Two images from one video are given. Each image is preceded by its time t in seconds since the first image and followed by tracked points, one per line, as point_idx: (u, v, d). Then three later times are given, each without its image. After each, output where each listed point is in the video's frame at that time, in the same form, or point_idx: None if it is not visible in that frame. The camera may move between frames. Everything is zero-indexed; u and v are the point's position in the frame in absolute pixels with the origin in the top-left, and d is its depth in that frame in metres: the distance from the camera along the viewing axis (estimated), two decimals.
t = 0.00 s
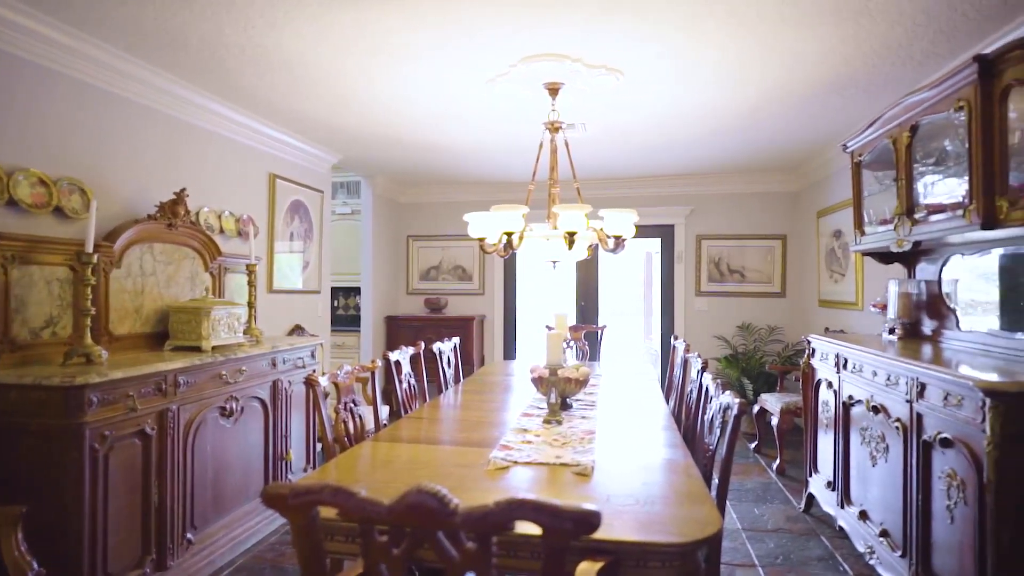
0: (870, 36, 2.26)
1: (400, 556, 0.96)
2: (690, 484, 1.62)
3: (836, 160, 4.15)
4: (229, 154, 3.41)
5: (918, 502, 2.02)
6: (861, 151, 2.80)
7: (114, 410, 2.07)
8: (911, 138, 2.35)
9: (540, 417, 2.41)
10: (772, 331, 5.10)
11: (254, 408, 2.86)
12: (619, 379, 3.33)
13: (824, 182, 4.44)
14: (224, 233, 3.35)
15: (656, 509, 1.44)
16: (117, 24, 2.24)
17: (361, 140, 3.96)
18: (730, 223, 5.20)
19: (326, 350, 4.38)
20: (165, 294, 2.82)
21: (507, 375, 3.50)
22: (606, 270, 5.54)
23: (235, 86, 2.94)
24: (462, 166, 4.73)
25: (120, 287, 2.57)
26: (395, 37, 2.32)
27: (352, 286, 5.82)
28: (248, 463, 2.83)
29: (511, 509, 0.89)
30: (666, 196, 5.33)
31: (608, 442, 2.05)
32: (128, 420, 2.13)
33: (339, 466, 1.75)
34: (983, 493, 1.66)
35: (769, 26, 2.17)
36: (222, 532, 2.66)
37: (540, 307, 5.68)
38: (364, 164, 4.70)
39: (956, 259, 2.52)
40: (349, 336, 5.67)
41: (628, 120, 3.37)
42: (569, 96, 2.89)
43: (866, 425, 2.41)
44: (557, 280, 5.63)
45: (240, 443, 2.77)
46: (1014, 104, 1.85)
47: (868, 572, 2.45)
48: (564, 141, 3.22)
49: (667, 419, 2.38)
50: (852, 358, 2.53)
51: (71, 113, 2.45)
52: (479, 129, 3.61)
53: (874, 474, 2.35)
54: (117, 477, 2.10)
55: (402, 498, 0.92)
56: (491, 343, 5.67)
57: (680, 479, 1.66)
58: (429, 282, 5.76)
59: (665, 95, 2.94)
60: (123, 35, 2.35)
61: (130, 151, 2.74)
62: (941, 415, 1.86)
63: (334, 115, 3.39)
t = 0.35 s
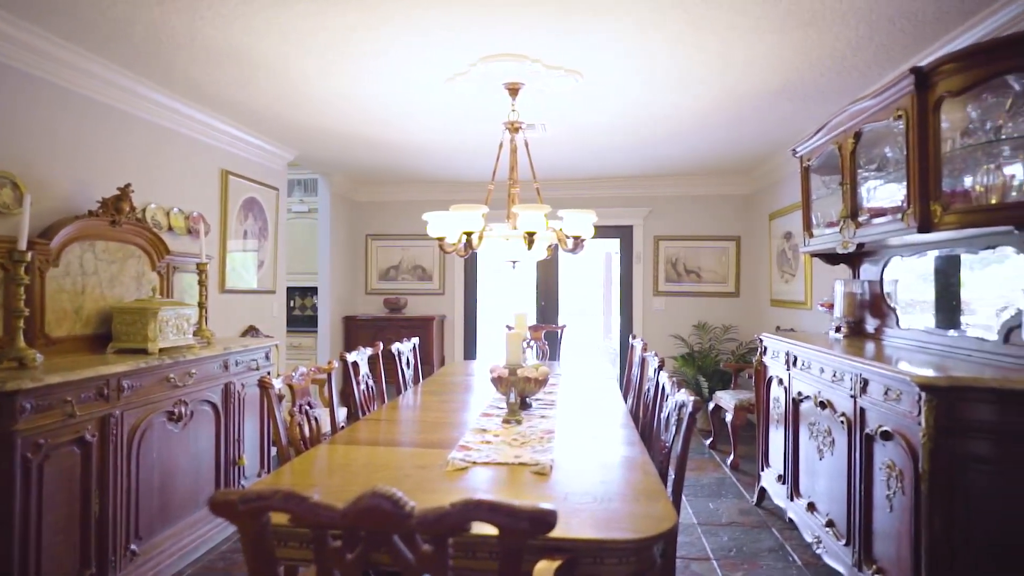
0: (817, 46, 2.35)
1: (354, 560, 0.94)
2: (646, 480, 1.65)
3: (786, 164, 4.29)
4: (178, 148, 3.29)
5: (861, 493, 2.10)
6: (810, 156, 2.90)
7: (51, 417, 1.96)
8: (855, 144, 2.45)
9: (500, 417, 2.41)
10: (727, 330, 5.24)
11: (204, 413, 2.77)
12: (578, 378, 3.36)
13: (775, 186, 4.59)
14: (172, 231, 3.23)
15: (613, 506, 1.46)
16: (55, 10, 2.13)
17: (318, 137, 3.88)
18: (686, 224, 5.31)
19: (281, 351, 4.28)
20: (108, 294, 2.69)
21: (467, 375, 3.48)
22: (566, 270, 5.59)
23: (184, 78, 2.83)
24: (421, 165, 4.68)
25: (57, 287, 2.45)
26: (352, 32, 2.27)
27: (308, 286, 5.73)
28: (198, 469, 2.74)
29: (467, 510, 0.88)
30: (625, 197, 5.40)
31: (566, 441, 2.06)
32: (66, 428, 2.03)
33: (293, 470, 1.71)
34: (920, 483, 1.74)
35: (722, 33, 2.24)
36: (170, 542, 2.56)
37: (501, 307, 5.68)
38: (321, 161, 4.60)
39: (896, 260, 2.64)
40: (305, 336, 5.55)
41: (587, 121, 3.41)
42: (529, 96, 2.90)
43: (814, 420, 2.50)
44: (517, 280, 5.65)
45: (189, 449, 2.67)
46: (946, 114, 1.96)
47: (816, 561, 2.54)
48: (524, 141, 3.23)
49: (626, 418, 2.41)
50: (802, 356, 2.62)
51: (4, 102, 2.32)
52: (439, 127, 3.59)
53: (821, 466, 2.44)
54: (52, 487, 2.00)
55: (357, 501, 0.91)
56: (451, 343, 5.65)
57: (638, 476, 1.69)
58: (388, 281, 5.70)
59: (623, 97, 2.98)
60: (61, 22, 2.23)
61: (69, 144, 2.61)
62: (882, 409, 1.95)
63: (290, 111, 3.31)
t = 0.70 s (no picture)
0: (768, 53, 2.43)
1: (306, 567, 0.92)
2: (604, 478, 1.67)
3: (739, 167, 4.42)
4: (123, 142, 3.15)
5: (809, 485, 2.18)
6: (761, 160, 2.99)
7: None
8: (804, 149, 2.54)
9: (459, 417, 2.40)
10: (683, 329, 5.35)
11: (150, 418, 2.66)
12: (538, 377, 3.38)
13: (729, 188, 4.71)
14: (116, 228, 3.09)
15: (571, 504, 1.47)
16: None
17: (272, 133, 3.78)
18: (644, 225, 5.40)
19: (233, 353, 4.15)
20: (44, 294, 2.56)
21: (427, 376, 3.45)
22: (526, 270, 5.61)
23: (129, 69, 2.71)
24: (380, 163, 4.62)
25: None
26: (307, 26, 2.22)
27: (263, 286, 5.58)
28: (143, 477, 2.63)
29: (422, 512, 0.88)
30: (584, 198, 5.46)
31: (525, 441, 2.07)
32: None
33: (245, 475, 1.66)
34: (862, 474, 1.82)
35: (678, 38, 2.28)
36: (112, 554, 2.45)
37: (461, 307, 5.66)
38: (276, 157, 4.48)
39: (842, 261, 2.75)
40: (259, 338, 5.40)
41: (546, 122, 3.43)
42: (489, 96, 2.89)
43: (765, 416, 2.58)
44: (477, 280, 5.63)
45: (134, 456, 2.56)
46: (887, 122, 2.04)
47: (767, 553, 2.62)
48: (484, 141, 3.22)
49: (585, 416, 2.44)
50: (753, 354, 2.70)
51: None
52: (398, 125, 3.54)
53: (772, 461, 2.52)
54: None
55: (308, 506, 0.89)
56: (410, 344, 5.59)
57: (595, 474, 1.71)
58: (346, 281, 5.60)
59: (582, 98, 3.01)
60: None
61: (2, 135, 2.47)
62: (828, 404, 2.02)
63: (243, 105, 3.21)
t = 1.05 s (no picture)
0: (721, 59, 2.49)
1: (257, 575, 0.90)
2: (562, 476, 1.68)
3: (694, 170, 4.52)
4: (61, 134, 3.00)
5: (760, 479, 2.25)
6: (715, 163, 3.07)
7: None
8: (756, 153, 2.62)
9: (417, 418, 2.37)
10: (640, 328, 5.45)
11: (90, 424, 2.54)
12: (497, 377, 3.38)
13: (684, 191, 4.83)
14: (54, 224, 2.94)
15: (529, 503, 1.47)
16: None
17: (224, 127, 3.66)
18: (602, 226, 5.48)
19: (182, 355, 4.00)
20: None
21: (385, 377, 3.41)
22: (486, 270, 5.60)
23: (68, 58, 2.58)
24: (337, 160, 4.54)
25: None
26: (260, 18, 2.16)
27: (214, 286, 5.41)
28: (82, 486, 2.50)
29: (378, 516, 0.86)
30: (544, 198, 5.49)
31: (485, 441, 2.06)
32: None
33: (193, 481, 1.60)
34: (809, 467, 1.88)
35: (635, 42, 2.33)
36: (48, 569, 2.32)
37: (420, 307, 5.61)
38: (227, 153, 4.35)
39: (791, 262, 2.85)
40: (210, 339, 5.23)
41: (506, 122, 3.43)
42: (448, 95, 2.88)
43: (719, 413, 2.65)
44: (437, 280, 5.59)
45: (72, 465, 2.44)
46: (832, 129, 2.13)
47: (720, 546, 2.69)
48: (443, 140, 3.20)
49: (544, 416, 2.45)
50: (708, 352, 2.77)
51: None
52: (356, 122, 3.49)
53: (725, 456, 2.59)
54: None
55: (259, 512, 0.86)
56: (368, 344, 5.50)
57: (554, 472, 1.72)
58: (302, 281, 5.48)
59: (541, 99, 3.03)
60: None
61: None
62: (778, 400, 2.09)
63: (192, 98, 3.10)
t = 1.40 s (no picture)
0: (675, 64, 2.55)
1: None
2: (521, 476, 1.69)
3: (651, 172, 4.61)
4: None
5: (713, 474, 2.31)
6: (671, 166, 3.13)
7: None
8: (710, 156, 2.68)
9: (374, 420, 2.34)
10: (598, 328, 5.51)
11: (24, 432, 2.40)
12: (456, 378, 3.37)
13: (641, 192, 4.91)
14: None
15: (487, 503, 1.47)
16: None
17: (171, 121, 3.53)
18: (561, 226, 5.52)
19: (126, 357, 3.83)
20: None
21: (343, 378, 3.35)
22: (445, 270, 5.57)
23: None
24: (291, 157, 4.43)
25: None
26: (209, 9, 2.09)
27: (161, 285, 5.21)
28: (15, 498, 2.37)
29: (330, 521, 0.84)
30: (503, 198, 5.50)
31: (443, 442, 2.05)
32: None
33: (137, 490, 1.53)
34: (760, 462, 1.94)
35: (593, 45, 2.35)
36: None
37: (379, 307, 5.53)
38: (175, 148, 4.19)
39: (743, 263, 2.93)
40: (157, 341, 5.03)
41: (465, 121, 3.42)
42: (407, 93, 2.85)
43: (674, 410, 2.70)
44: (395, 280, 5.53)
45: (4, 476, 2.30)
46: (781, 133, 2.20)
47: (675, 540, 2.75)
48: (402, 138, 3.16)
49: (503, 416, 2.45)
50: (663, 351, 2.82)
51: None
52: (311, 119, 3.41)
53: (680, 452, 2.64)
54: None
55: (206, 520, 0.83)
56: (325, 345, 5.40)
57: (512, 472, 1.72)
58: (255, 281, 5.33)
59: (500, 99, 3.03)
60: None
61: None
62: (730, 397, 2.15)
63: (137, 90, 2.97)
